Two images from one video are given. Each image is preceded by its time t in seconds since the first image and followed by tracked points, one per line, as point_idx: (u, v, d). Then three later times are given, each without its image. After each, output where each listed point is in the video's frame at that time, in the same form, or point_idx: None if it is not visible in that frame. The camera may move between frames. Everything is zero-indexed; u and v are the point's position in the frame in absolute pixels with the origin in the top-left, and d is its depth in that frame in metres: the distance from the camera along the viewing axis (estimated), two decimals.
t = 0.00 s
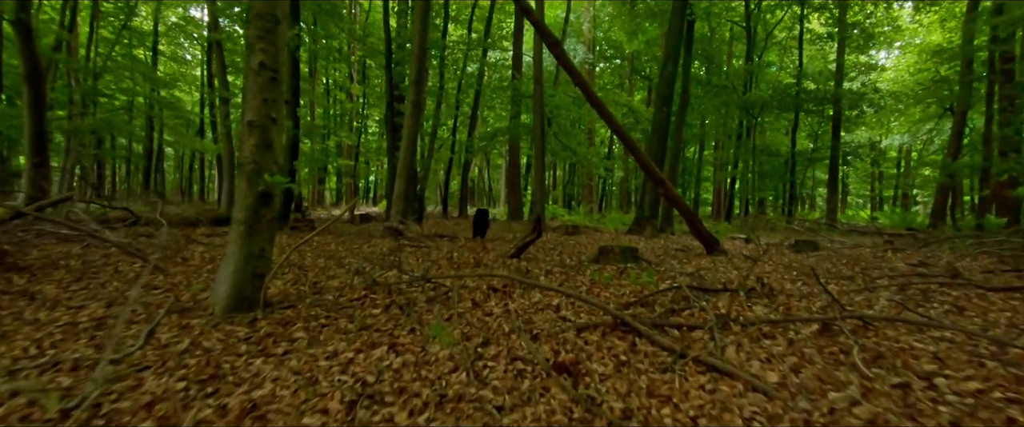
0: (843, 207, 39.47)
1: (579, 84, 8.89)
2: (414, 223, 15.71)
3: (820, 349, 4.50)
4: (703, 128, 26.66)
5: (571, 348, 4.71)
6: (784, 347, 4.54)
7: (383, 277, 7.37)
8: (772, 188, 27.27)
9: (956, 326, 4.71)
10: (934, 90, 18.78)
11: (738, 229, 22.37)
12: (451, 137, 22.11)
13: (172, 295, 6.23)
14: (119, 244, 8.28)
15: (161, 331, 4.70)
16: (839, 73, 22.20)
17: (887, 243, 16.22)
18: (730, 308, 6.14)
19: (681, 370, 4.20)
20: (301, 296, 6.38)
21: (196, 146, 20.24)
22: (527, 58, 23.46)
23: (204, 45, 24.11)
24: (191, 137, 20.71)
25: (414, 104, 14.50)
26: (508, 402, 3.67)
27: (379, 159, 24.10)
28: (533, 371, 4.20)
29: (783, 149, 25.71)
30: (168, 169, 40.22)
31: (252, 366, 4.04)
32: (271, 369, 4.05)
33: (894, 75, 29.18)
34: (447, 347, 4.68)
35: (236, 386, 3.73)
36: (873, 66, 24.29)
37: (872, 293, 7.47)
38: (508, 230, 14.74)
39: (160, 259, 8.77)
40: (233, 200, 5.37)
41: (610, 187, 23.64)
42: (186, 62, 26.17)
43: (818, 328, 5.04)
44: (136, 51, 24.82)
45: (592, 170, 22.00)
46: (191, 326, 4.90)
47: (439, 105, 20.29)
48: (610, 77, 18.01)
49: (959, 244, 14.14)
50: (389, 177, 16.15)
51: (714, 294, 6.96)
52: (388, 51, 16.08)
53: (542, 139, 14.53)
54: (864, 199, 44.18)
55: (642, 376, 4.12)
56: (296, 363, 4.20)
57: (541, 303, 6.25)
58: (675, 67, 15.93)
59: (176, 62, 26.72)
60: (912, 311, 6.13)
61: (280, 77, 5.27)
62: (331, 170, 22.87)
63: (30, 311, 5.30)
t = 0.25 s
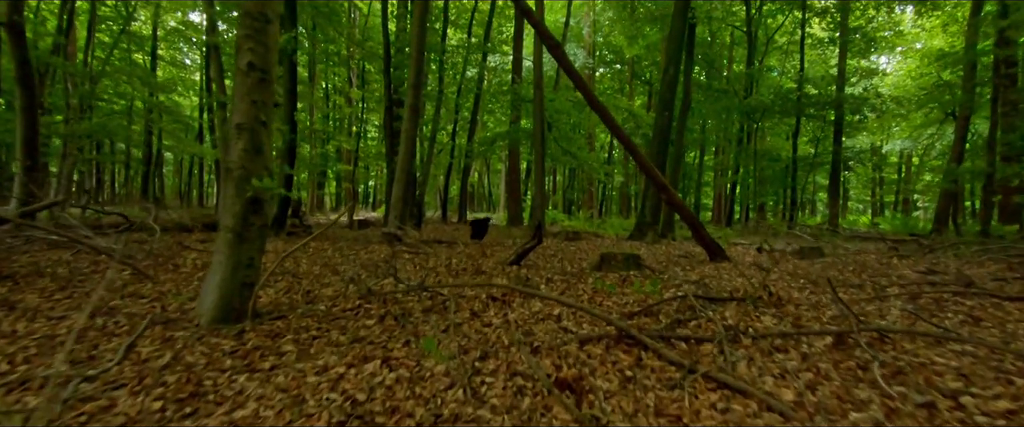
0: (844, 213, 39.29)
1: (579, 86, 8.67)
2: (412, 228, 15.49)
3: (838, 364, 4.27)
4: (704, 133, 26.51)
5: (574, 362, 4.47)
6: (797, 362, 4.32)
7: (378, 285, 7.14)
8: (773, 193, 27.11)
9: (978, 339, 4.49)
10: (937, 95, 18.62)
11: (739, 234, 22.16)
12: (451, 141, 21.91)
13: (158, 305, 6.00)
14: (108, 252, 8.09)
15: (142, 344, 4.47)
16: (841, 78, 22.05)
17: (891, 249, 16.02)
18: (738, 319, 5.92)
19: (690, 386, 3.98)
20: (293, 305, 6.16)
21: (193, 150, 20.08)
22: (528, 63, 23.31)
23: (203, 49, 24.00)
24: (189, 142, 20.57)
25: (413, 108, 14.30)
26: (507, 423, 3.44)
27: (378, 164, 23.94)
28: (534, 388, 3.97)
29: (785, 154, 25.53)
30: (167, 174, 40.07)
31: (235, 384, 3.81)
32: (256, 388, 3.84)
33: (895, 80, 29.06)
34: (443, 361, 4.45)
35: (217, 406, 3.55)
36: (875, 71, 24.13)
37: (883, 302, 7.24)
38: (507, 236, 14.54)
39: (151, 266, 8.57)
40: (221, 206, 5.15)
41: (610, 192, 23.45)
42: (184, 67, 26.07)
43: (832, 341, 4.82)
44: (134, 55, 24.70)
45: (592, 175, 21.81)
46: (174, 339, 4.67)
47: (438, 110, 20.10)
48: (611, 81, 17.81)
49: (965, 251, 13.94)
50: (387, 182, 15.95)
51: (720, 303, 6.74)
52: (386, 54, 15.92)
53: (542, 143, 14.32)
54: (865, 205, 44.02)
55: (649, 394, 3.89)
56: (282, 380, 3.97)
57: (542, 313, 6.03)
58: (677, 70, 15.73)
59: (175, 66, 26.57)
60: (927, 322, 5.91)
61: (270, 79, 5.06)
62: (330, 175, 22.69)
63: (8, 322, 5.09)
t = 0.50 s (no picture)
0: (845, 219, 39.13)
1: (580, 91, 8.48)
2: (410, 235, 15.30)
3: (856, 383, 4.05)
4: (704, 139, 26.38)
5: (576, 380, 4.27)
6: (811, 381, 4.10)
7: (373, 296, 6.94)
8: (773, 200, 26.94)
9: (1000, 356, 4.28)
10: (938, 101, 18.49)
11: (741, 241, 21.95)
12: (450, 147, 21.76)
13: (144, 317, 5.80)
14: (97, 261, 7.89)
15: (123, 361, 4.26)
16: (842, 84, 21.94)
17: (893, 257, 15.83)
18: (745, 331, 5.73)
19: (699, 407, 3.77)
20: (285, 317, 5.96)
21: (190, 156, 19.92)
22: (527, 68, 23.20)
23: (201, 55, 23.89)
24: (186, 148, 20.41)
25: (411, 114, 14.12)
26: None
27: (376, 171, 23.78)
28: (535, 409, 3.76)
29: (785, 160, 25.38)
30: (165, 180, 39.92)
31: (218, 406, 3.61)
32: (239, 411, 3.62)
33: (896, 86, 28.97)
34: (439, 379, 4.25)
35: None
36: (876, 77, 24.01)
37: (892, 313, 7.04)
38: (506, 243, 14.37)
39: (142, 276, 8.37)
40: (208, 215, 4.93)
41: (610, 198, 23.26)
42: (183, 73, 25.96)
43: (846, 356, 4.60)
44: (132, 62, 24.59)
45: (592, 181, 21.65)
46: (158, 355, 4.46)
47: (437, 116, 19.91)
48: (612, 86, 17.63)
49: (970, 258, 13.74)
50: (385, 188, 15.78)
51: (726, 314, 6.54)
52: (384, 60, 15.78)
53: (542, 149, 14.15)
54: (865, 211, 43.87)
55: (655, 415, 3.69)
56: (268, 401, 3.76)
57: (542, 325, 5.83)
58: (678, 75, 15.56)
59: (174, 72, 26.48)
60: (942, 335, 5.70)
61: (260, 83, 4.87)
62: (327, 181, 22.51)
63: None
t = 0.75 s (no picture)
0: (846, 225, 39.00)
1: (580, 96, 8.32)
2: (408, 242, 15.12)
3: (874, 400, 3.84)
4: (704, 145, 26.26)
5: (579, 396, 4.06)
6: (826, 398, 3.90)
7: (369, 306, 6.74)
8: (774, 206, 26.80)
9: None
10: (940, 107, 18.37)
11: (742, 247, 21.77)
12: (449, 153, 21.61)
13: (130, 328, 5.59)
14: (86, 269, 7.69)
15: (102, 378, 4.05)
16: (842, 90, 21.83)
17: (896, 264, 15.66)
18: (753, 343, 5.53)
19: None
20: (275, 328, 5.75)
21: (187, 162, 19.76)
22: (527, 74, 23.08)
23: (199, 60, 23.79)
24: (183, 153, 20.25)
25: (409, 120, 13.96)
26: None
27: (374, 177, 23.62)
28: None
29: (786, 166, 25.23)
30: (164, 186, 39.76)
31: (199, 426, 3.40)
32: None
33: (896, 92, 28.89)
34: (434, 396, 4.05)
35: None
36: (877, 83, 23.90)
37: (903, 323, 6.84)
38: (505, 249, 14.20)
39: (133, 284, 8.17)
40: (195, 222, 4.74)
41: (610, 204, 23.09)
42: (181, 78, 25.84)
43: (861, 370, 4.39)
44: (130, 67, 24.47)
45: (592, 187, 21.49)
46: (140, 370, 4.25)
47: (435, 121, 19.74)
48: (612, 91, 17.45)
49: (975, 265, 13.55)
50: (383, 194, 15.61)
51: (731, 324, 6.35)
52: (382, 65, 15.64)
53: (541, 155, 14.00)
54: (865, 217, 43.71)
55: None
56: (253, 420, 3.55)
57: (542, 336, 5.64)
58: (678, 81, 15.40)
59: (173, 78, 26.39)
60: (957, 347, 5.50)
61: (249, 85, 4.70)
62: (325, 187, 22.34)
63: None
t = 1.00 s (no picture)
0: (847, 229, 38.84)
1: (581, 98, 8.14)
2: (407, 247, 14.93)
3: (895, 414, 3.63)
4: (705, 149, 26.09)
5: (582, 410, 3.86)
6: (843, 412, 3.69)
7: (365, 312, 6.55)
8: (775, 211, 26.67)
9: None
10: (942, 111, 18.22)
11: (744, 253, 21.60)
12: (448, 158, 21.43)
13: (116, 336, 5.39)
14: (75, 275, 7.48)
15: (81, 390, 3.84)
16: (844, 94, 21.69)
17: (900, 269, 15.47)
18: (762, 352, 5.34)
19: None
20: (267, 336, 5.55)
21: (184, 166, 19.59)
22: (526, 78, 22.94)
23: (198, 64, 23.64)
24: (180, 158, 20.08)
25: (407, 123, 13.77)
26: None
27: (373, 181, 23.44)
28: None
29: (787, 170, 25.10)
30: (163, 190, 39.61)
31: None
32: None
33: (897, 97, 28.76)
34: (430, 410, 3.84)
35: None
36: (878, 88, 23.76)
37: (914, 331, 6.65)
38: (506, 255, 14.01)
39: (123, 290, 7.97)
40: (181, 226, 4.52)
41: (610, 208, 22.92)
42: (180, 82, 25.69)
43: (879, 382, 4.18)
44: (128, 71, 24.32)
45: (593, 192, 21.31)
46: (122, 382, 4.04)
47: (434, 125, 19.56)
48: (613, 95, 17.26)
49: (981, 270, 13.37)
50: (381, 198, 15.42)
51: (738, 331, 6.16)
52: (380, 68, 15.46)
53: (541, 159, 13.82)
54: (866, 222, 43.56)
55: None
56: None
57: (544, 344, 5.44)
58: (680, 84, 15.22)
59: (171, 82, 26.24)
60: (975, 357, 5.30)
61: (238, 84, 4.51)
62: (324, 191, 22.18)
63: None
